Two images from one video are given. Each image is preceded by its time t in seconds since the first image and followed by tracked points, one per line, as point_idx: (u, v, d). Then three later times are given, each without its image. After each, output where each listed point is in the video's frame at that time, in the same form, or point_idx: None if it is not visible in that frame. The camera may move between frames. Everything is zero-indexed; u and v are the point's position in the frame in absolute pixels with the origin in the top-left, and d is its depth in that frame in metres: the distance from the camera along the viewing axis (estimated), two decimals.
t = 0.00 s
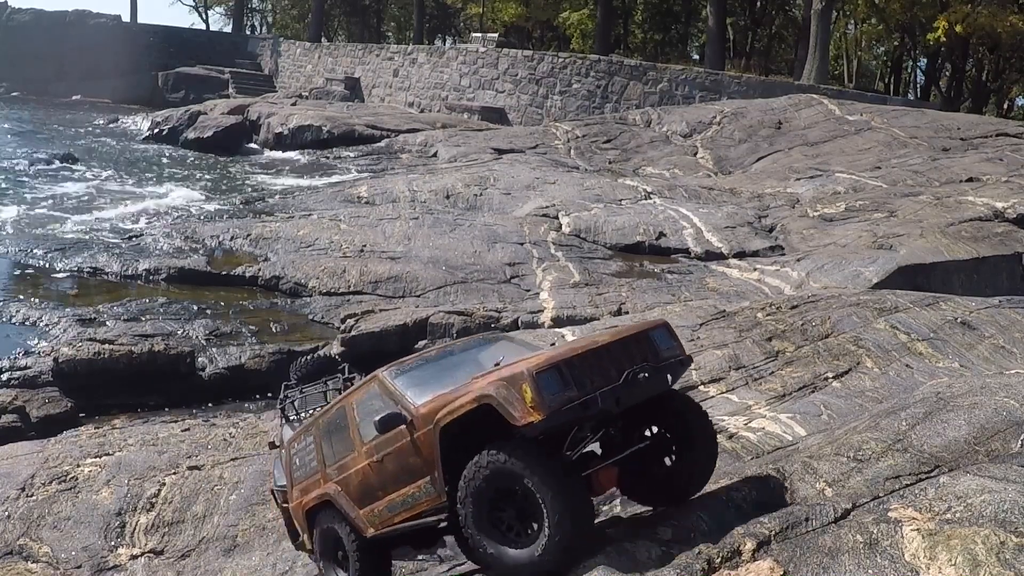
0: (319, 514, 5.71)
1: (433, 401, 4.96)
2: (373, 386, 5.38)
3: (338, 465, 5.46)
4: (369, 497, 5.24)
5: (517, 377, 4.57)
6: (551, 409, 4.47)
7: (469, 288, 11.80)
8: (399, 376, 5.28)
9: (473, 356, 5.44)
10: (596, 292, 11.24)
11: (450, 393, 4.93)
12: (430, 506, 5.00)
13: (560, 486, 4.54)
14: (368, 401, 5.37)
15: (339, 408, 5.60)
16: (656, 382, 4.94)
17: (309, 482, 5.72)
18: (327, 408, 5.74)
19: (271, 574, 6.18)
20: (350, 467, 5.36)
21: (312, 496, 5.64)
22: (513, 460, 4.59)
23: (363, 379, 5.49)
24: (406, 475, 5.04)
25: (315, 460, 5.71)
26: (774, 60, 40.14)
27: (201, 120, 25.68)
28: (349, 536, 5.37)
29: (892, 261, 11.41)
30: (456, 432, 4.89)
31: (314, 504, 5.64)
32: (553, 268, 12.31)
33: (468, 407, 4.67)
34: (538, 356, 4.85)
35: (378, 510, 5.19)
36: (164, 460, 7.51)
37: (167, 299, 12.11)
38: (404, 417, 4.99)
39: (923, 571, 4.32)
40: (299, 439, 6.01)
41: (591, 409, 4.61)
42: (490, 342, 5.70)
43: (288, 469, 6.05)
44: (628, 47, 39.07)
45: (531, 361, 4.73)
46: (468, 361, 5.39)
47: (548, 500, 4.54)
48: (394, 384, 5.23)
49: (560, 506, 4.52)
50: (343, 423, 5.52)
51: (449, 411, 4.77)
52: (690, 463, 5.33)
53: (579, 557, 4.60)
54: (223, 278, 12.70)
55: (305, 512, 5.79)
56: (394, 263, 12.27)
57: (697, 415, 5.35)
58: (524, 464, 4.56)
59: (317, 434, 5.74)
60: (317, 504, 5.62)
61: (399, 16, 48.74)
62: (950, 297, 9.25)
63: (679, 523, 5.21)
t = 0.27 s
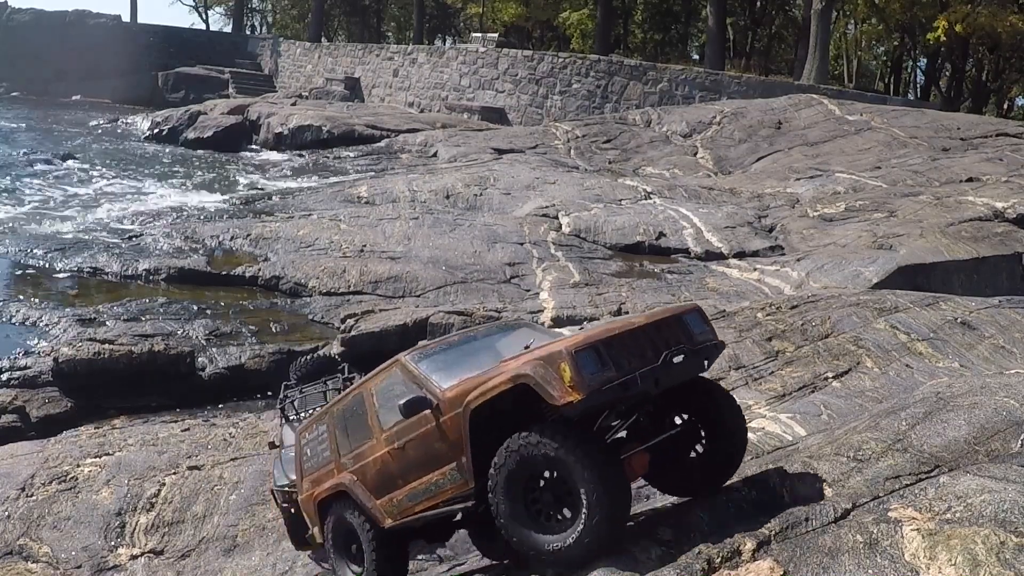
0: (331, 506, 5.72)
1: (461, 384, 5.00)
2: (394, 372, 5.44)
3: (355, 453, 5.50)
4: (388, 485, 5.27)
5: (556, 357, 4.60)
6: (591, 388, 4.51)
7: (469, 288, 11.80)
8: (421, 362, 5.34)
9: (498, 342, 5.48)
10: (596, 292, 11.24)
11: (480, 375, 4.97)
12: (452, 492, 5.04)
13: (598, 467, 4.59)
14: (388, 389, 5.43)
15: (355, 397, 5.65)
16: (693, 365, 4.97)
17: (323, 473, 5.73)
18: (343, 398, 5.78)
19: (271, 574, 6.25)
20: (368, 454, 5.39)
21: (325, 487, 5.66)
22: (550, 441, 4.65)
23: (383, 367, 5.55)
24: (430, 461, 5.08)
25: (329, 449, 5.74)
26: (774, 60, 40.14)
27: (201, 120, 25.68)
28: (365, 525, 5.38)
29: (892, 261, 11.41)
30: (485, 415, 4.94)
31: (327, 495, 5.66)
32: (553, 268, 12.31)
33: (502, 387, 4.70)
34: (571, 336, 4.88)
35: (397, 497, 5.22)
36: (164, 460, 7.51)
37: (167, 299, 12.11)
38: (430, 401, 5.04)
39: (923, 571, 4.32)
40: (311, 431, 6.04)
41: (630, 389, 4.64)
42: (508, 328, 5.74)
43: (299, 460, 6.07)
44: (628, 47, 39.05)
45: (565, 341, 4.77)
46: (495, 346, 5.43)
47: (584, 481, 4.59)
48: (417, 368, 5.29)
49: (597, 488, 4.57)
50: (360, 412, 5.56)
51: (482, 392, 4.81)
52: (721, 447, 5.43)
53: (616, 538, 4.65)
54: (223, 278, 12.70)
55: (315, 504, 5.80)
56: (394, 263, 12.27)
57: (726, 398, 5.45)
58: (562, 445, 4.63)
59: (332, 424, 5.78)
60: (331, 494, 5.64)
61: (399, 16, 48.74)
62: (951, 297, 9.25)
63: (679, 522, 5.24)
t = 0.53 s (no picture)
0: (347, 500, 5.71)
1: (497, 371, 4.95)
2: (417, 362, 5.40)
3: (376, 445, 5.47)
4: (413, 477, 5.27)
5: (605, 341, 4.55)
6: (641, 373, 4.46)
7: (469, 288, 11.80)
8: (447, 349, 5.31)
9: (526, 332, 5.47)
10: (596, 292, 11.24)
11: (518, 362, 4.92)
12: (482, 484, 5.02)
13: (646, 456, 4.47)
14: (411, 378, 5.40)
15: (373, 388, 5.62)
16: (738, 349, 5.00)
17: (342, 466, 5.70)
18: (359, 388, 5.75)
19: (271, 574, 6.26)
20: (391, 446, 5.37)
21: (342, 481, 5.63)
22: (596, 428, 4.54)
23: (403, 356, 5.50)
24: (459, 452, 5.07)
25: (346, 442, 5.71)
26: (774, 60, 40.15)
27: (201, 121, 25.70)
28: (387, 519, 5.37)
29: (892, 261, 11.41)
30: (522, 404, 4.88)
31: (344, 488, 5.64)
32: (553, 268, 12.32)
33: (548, 372, 4.64)
34: (614, 322, 4.83)
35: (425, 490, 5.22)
36: (164, 460, 7.50)
37: (167, 299, 12.11)
38: (462, 389, 5.00)
39: (923, 571, 4.32)
40: (324, 423, 6.00)
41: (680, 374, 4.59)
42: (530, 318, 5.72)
43: (312, 453, 6.04)
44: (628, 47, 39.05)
45: (611, 326, 4.71)
46: (523, 336, 5.42)
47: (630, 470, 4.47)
48: (443, 356, 5.25)
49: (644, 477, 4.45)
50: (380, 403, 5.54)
51: (524, 379, 4.75)
52: (756, 435, 5.42)
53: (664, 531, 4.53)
54: (223, 279, 12.70)
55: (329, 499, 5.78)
56: (394, 263, 12.28)
57: (765, 385, 5.41)
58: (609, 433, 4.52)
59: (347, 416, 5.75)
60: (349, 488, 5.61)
61: (399, 16, 48.75)
62: (950, 297, 9.25)
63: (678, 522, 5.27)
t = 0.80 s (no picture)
0: (370, 489, 5.76)
1: (546, 365, 4.96)
2: (451, 350, 5.40)
3: (405, 434, 5.50)
4: (445, 470, 5.32)
5: (669, 339, 4.56)
6: (707, 372, 4.49)
7: (469, 288, 11.80)
8: (485, 338, 5.31)
9: (563, 321, 5.48)
10: (596, 292, 11.24)
11: (570, 355, 4.92)
12: (523, 479, 5.08)
13: (709, 459, 4.50)
14: (444, 368, 5.41)
15: (401, 375, 5.62)
16: (799, 346, 4.95)
17: (368, 454, 5.70)
18: (385, 374, 5.75)
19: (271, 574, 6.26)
20: (423, 437, 5.40)
21: (367, 469, 5.66)
22: (659, 428, 4.55)
23: (435, 344, 5.50)
24: (498, 446, 5.12)
25: (371, 429, 5.72)
26: (774, 60, 40.15)
27: (201, 121, 25.71)
28: (418, 512, 5.42)
29: (892, 261, 11.41)
30: (571, 399, 4.90)
31: (369, 477, 5.66)
32: (553, 268, 12.32)
33: (609, 367, 4.63)
34: (671, 317, 4.84)
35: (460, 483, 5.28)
36: (164, 460, 7.50)
37: (166, 299, 12.11)
38: (506, 382, 5.01)
39: (923, 571, 4.33)
40: (345, 407, 6.00)
41: (743, 373, 4.61)
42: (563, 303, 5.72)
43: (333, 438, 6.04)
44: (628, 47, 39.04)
45: (672, 321, 4.71)
46: (561, 325, 5.43)
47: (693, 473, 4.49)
48: (483, 345, 5.25)
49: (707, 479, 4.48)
50: (410, 391, 5.55)
51: (580, 374, 4.75)
52: (807, 432, 5.37)
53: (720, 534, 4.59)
54: (223, 279, 12.70)
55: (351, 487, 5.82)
56: (393, 263, 12.27)
57: (814, 382, 5.39)
58: (673, 434, 4.53)
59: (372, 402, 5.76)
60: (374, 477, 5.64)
61: (399, 16, 48.75)
62: (951, 297, 9.25)
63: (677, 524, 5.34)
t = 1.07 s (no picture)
0: (397, 470, 5.79)
1: (595, 344, 4.98)
2: (491, 329, 5.44)
3: (436, 414, 5.56)
4: (479, 452, 5.38)
5: (731, 317, 4.58)
6: (769, 352, 4.52)
7: (469, 288, 11.81)
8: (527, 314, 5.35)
9: (605, 302, 5.51)
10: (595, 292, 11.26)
11: (621, 334, 4.94)
12: (561, 462, 5.12)
13: (767, 443, 4.48)
14: (483, 346, 5.45)
15: (435, 354, 5.67)
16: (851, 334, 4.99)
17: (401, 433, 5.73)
18: (418, 353, 5.79)
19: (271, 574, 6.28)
20: (458, 416, 5.44)
21: (393, 450, 5.71)
22: (715, 407, 4.55)
23: (473, 321, 5.54)
24: (537, 426, 5.17)
25: (398, 410, 5.79)
26: (774, 60, 40.15)
27: (201, 121, 25.71)
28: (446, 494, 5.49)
29: (892, 261, 11.41)
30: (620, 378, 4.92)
31: (393, 458, 5.72)
32: (553, 268, 12.32)
33: (667, 344, 4.65)
34: (728, 299, 4.86)
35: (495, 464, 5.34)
36: (164, 460, 7.50)
37: (166, 299, 12.11)
38: (552, 359, 5.04)
39: (923, 571, 4.33)
40: (374, 386, 6.05)
41: (804, 355, 4.63)
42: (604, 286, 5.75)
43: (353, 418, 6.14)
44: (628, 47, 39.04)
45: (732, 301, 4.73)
46: (603, 306, 5.45)
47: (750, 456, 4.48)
48: (524, 322, 5.29)
49: (765, 464, 4.46)
50: (444, 370, 5.60)
51: (635, 351, 4.76)
52: (851, 417, 5.26)
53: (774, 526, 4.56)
54: (223, 279, 12.70)
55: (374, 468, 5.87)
56: (394, 263, 12.27)
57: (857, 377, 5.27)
58: (730, 415, 4.52)
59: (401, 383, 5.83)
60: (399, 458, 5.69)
61: (399, 16, 48.75)
62: (951, 297, 9.26)
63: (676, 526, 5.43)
